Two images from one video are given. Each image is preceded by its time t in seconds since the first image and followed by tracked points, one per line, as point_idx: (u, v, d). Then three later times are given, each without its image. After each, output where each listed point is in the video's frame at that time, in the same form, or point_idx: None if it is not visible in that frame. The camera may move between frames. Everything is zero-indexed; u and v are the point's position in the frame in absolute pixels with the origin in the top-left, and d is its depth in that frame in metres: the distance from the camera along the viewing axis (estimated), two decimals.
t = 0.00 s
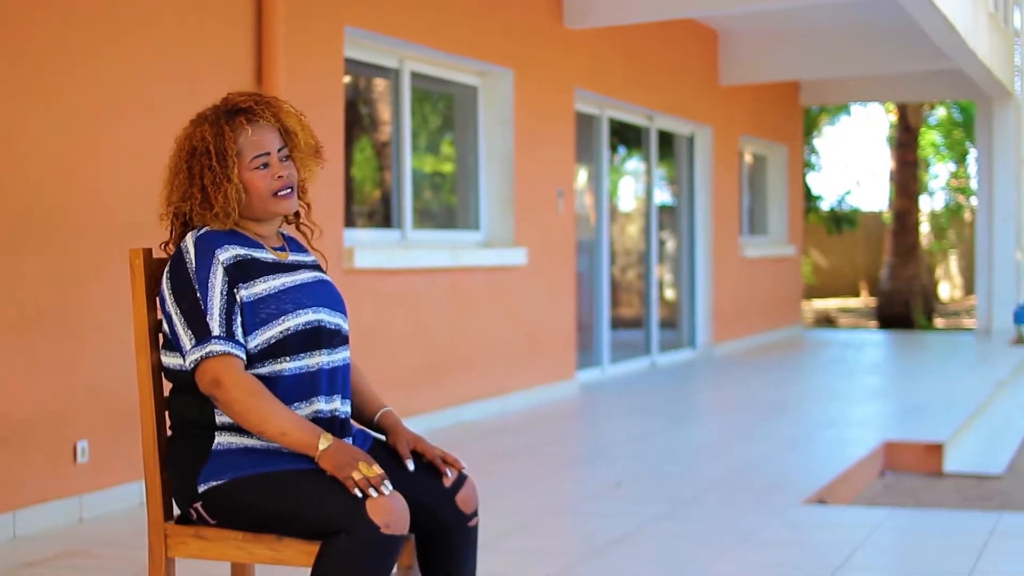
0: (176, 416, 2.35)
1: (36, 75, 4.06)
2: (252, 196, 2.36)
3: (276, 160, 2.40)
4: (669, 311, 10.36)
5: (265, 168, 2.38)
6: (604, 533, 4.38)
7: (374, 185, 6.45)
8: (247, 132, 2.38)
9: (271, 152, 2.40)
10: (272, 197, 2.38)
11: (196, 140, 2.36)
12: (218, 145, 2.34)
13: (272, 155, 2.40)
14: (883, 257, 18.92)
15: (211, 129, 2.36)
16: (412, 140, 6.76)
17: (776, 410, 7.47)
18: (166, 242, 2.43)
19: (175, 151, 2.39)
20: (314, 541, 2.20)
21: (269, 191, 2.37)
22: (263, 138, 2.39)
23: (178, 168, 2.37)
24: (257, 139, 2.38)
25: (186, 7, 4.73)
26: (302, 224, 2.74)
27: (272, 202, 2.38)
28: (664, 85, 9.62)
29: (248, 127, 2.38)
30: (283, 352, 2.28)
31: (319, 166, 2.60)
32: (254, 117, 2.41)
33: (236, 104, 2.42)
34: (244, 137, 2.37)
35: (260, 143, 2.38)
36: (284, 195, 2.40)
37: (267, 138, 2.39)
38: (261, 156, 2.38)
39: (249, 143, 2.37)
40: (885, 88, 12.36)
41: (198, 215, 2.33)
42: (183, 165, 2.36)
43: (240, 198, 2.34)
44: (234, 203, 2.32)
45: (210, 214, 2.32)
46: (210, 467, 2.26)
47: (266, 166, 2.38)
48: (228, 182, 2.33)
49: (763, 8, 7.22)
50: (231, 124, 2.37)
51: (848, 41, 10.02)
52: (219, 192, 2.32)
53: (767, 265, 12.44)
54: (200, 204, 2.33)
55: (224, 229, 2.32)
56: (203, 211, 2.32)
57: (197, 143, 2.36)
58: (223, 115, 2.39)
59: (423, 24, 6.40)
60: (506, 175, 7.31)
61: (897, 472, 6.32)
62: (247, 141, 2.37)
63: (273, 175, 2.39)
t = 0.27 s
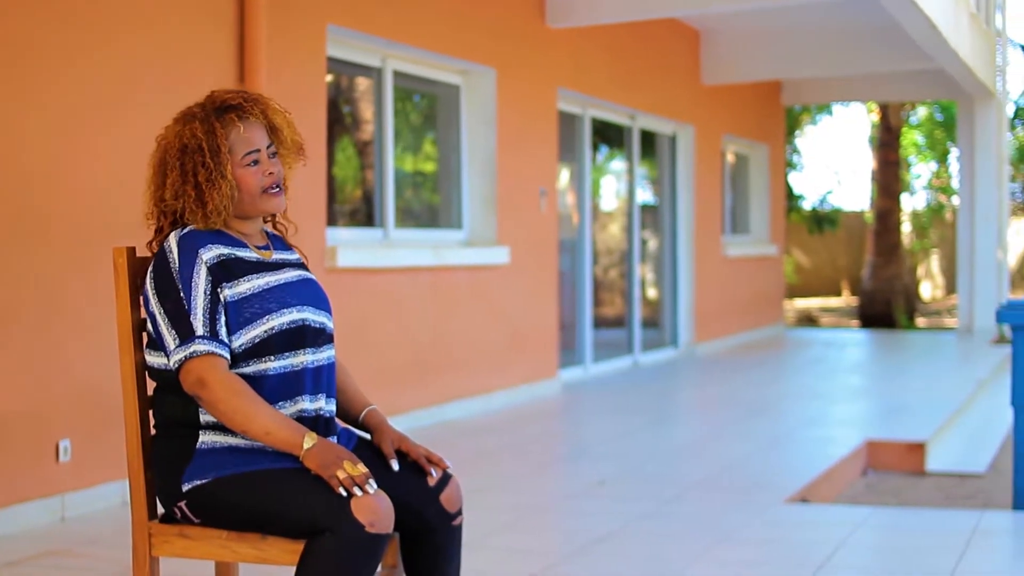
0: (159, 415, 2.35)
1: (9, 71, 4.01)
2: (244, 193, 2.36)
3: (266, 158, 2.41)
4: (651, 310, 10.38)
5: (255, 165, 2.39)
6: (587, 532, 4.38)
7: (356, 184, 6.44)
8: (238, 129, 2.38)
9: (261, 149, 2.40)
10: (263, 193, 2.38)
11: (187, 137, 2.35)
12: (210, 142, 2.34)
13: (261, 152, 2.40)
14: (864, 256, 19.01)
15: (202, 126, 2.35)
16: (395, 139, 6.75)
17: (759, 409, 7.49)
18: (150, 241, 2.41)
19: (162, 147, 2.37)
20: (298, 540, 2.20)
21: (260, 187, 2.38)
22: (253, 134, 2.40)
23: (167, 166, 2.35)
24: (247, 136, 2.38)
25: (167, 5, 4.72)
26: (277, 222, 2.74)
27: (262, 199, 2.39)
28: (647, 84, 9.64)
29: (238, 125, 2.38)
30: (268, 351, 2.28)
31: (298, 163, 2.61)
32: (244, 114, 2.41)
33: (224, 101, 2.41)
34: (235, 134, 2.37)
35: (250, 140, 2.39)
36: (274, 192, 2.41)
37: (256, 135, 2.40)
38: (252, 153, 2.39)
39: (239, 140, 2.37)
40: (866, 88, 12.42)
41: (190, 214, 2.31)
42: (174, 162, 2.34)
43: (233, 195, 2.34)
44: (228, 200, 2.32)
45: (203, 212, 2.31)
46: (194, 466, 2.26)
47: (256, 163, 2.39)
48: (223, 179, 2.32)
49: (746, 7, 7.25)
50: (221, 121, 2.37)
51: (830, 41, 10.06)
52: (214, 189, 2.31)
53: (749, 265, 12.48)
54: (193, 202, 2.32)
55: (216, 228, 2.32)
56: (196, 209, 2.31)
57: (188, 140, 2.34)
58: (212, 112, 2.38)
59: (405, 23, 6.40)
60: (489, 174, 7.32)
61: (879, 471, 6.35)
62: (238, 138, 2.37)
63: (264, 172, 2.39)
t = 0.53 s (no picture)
0: (155, 416, 2.35)
1: (5, 71, 4.01)
2: (224, 197, 2.35)
3: (249, 161, 2.39)
4: (645, 311, 10.39)
5: (236, 169, 2.37)
6: (583, 532, 4.39)
7: (349, 184, 6.43)
8: (219, 132, 2.37)
9: (243, 152, 2.39)
10: (244, 197, 2.37)
11: (169, 139, 2.36)
12: (189, 145, 2.34)
13: (244, 155, 2.39)
14: (856, 257, 19.06)
15: (183, 129, 2.36)
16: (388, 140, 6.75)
17: (753, 410, 7.50)
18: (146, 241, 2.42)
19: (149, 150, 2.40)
20: (294, 541, 2.19)
21: (241, 191, 2.36)
22: (235, 138, 2.38)
23: (152, 168, 2.38)
24: (228, 139, 2.37)
25: (161, 4, 4.71)
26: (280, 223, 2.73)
27: (245, 203, 2.37)
28: (640, 85, 9.65)
29: (220, 127, 2.38)
30: (264, 351, 2.28)
31: (297, 165, 2.60)
32: (226, 117, 2.40)
33: (210, 104, 2.41)
34: (215, 137, 2.36)
35: (232, 143, 2.37)
36: (255, 195, 2.39)
37: (239, 138, 2.38)
38: (233, 157, 2.37)
39: (220, 143, 2.36)
40: (859, 89, 12.46)
41: (171, 216, 2.33)
42: (156, 166, 2.37)
43: (211, 198, 2.33)
44: (205, 203, 2.31)
45: (181, 215, 2.32)
46: (190, 466, 2.26)
47: (238, 166, 2.37)
48: (199, 182, 2.32)
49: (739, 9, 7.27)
50: (203, 124, 2.37)
51: (822, 42, 10.09)
52: (189, 193, 2.32)
53: (742, 265, 12.49)
54: (172, 205, 2.33)
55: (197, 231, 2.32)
56: (175, 211, 2.32)
57: (170, 142, 2.36)
58: (196, 114, 2.38)
59: (400, 23, 6.40)
60: (482, 174, 7.32)
61: (873, 472, 6.37)
62: (218, 141, 2.36)
63: (245, 176, 2.38)
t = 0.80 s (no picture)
0: (155, 418, 2.35)
1: (5, 74, 4.01)
2: (231, 199, 2.36)
3: (255, 163, 2.40)
4: (643, 313, 10.40)
5: (243, 170, 2.38)
6: (582, 535, 4.39)
7: (347, 187, 6.43)
8: (226, 134, 2.37)
9: (250, 154, 2.39)
10: (251, 199, 2.38)
11: (175, 141, 2.35)
12: (196, 147, 2.34)
13: (250, 157, 2.39)
14: (854, 259, 19.08)
15: (189, 131, 2.36)
16: (386, 144, 6.75)
17: (752, 413, 7.50)
18: (146, 243, 2.42)
19: (153, 151, 2.38)
20: (294, 544, 2.19)
21: (248, 193, 2.37)
22: (242, 139, 2.39)
23: (156, 170, 2.36)
24: (235, 140, 2.38)
25: (160, 7, 4.71)
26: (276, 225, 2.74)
27: (251, 205, 2.38)
28: (638, 88, 9.65)
29: (226, 129, 2.38)
30: (263, 354, 2.28)
31: (295, 167, 2.60)
32: (232, 119, 2.40)
33: (214, 106, 2.41)
34: (222, 139, 2.36)
35: (238, 145, 2.38)
36: (262, 197, 2.40)
37: (245, 140, 2.39)
38: (240, 158, 2.38)
39: (227, 145, 2.36)
40: (857, 92, 12.48)
41: (176, 218, 2.32)
42: (161, 167, 2.35)
43: (218, 199, 2.34)
44: (214, 205, 2.32)
45: (188, 217, 2.32)
46: (191, 469, 2.25)
47: (244, 168, 2.38)
48: (208, 184, 2.32)
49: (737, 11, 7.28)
50: (209, 126, 2.37)
51: (820, 45, 10.10)
52: (198, 195, 2.31)
53: (740, 268, 12.50)
54: (179, 207, 2.32)
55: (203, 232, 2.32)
56: (181, 213, 2.32)
57: (176, 144, 2.35)
58: (201, 117, 2.38)
59: (398, 27, 6.40)
60: (481, 177, 7.33)
61: (871, 475, 6.37)
62: (225, 143, 2.36)
63: (252, 177, 2.38)
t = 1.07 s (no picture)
0: (160, 420, 2.34)
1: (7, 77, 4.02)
2: (244, 197, 2.36)
3: (265, 162, 2.40)
4: (645, 314, 10.39)
5: (255, 170, 2.38)
6: (585, 537, 4.38)
7: (349, 188, 6.43)
8: (236, 133, 2.37)
9: (260, 153, 2.39)
10: (264, 197, 2.38)
11: (185, 142, 2.35)
12: (208, 146, 2.34)
13: (261, 156, 2.40)
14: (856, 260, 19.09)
15: (200, 131, 2.35)
16: (389, 145, 6.75)
17: (755, 414, 7.50)
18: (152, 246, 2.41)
19: (161, 152, 2.37)
20: (300, 546, 2.19)
21: (261, 192, 2.37)
22: (252, 139, 2.39)
23: (167, 171, 2.35)
24: (245, 140, 2.38)
25: (162, 9, 4.72)
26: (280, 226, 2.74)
27: (263, 203, 2.38)
28: (640, 89, 9.65)
29: (237, 129, 2.38)
30: (268, 355, 2.28)
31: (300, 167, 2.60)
32: (242, 119, 2.40)
33: (222, 106, 2.41)
34: (232, 138, 2.36)
35: (249, 144, 2.38)
36: (274, 195, 2.40)
37: (255, 139, 2.39)
38: (251, 157, 2.38)
39: (237, 144, 2.37)
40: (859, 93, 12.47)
41: (189, 218, 2.31)
42: (172, 167, 2.34)
43: (231, 199, 2.34)
44: (227, 204, 2.32)
45: (203, 216, 2.31)
46: (197, 471, 2.25)
47: (255, 167, 2.38)
48: (221, 183, 2.32)
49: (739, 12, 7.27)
50: (219, 126, 2.37)
51: (822, 46, 10.10)
52: (212, 194, 2.31)
53: (742, 269, 12.49)
54: (192, 207, 2.31)
55: (215, 231, 2.32)
56: (195, 213, 2.31)
57: (186, 145, 2.34)
58: (211, 117, 2.38)
59: (400, 28, 6.40)
60: (484, 179, 7.32)
61: (874, 476, 6.37)
62: (236, 142, 2.36)
63: (264, 176, 2.39)
